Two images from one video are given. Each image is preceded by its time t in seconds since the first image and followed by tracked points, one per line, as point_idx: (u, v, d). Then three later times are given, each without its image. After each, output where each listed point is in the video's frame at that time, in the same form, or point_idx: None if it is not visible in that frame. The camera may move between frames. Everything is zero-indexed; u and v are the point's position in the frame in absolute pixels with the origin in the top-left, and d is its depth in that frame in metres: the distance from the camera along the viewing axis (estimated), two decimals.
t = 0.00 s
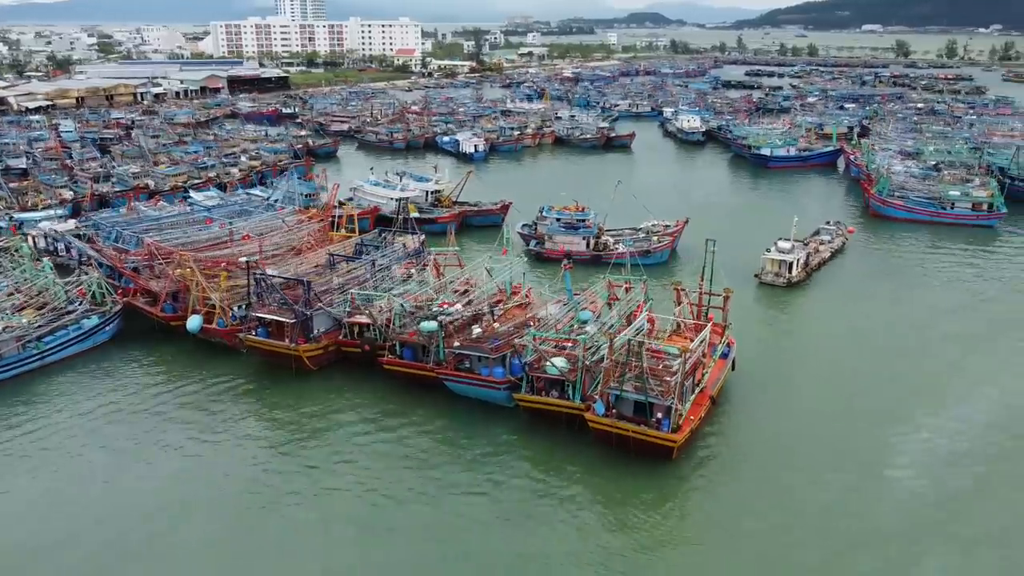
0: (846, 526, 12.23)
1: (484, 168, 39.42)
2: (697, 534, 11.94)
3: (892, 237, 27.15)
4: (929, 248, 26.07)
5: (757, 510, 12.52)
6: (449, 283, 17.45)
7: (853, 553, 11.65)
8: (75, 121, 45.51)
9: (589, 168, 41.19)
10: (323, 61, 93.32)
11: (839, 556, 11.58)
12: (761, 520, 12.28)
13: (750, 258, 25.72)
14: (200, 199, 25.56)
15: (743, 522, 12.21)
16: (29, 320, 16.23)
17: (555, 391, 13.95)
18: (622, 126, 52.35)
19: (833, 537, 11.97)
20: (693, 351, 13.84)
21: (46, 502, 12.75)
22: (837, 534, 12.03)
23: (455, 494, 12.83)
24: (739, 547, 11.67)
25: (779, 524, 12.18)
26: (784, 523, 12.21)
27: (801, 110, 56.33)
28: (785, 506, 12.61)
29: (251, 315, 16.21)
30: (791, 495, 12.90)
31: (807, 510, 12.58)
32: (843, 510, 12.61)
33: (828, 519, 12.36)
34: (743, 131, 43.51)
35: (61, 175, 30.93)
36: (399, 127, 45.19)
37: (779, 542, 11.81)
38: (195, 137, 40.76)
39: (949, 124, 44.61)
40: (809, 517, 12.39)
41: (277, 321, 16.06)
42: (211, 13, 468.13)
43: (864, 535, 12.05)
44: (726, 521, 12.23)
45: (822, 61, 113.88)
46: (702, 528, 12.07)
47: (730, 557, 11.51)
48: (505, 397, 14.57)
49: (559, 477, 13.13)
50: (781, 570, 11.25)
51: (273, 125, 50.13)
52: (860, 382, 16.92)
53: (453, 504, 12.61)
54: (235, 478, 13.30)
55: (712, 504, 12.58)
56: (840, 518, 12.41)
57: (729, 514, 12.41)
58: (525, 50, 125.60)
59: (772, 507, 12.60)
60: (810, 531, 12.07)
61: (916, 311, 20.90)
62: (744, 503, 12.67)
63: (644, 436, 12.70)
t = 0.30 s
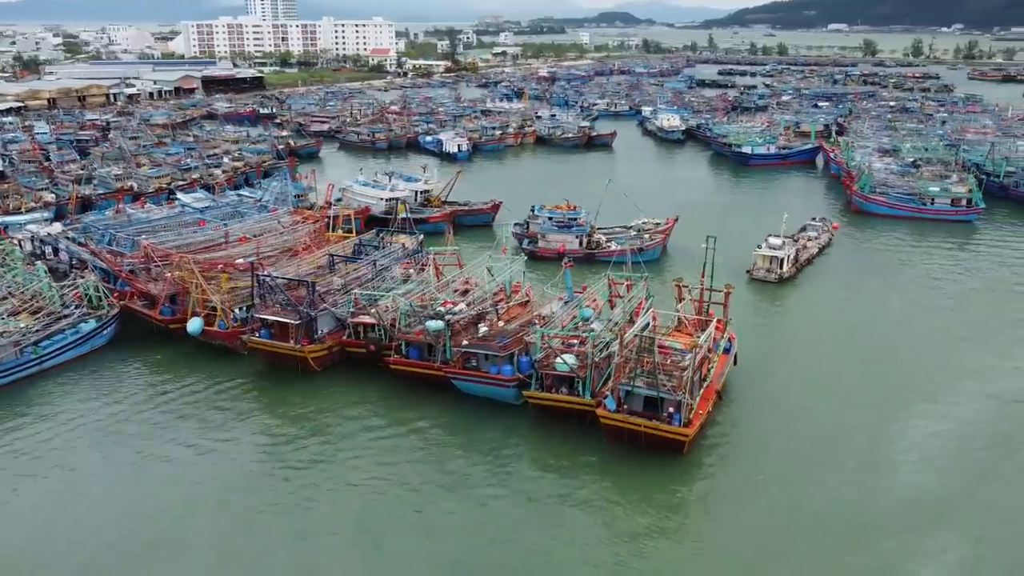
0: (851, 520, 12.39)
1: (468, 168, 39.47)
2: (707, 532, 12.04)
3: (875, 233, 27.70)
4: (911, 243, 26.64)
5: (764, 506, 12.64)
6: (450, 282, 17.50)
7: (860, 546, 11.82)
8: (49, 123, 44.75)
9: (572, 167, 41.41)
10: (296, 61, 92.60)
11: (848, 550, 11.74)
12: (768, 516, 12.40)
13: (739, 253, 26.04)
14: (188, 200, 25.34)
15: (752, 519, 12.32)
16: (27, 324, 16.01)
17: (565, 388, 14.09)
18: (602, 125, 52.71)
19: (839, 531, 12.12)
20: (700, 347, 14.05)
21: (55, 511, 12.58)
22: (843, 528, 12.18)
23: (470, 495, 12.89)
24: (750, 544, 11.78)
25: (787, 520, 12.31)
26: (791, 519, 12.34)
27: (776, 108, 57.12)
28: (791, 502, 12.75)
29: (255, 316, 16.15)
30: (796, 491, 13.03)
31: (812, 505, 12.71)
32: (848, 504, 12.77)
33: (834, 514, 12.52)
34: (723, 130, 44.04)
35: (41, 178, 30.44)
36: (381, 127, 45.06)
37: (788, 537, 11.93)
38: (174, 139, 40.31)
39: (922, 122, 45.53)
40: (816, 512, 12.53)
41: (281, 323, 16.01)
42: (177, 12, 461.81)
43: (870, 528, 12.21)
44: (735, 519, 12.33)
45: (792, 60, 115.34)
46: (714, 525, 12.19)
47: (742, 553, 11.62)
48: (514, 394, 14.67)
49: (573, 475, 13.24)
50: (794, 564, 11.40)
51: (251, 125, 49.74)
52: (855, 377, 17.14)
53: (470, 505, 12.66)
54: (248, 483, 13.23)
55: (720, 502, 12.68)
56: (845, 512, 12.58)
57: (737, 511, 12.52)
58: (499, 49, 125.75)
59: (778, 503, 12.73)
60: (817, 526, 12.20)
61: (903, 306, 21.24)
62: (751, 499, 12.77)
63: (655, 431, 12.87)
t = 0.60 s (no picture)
0: (852, 511, 12.48)
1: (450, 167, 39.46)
2: (711, 530, 12.07)
3: (856, 228, 28.25)
4: (892, 237, 27.20)
5: (764, 501, 12.69)
6: (452, 280, 17.55)
7: (861, 536, 11.90)
8: (19, 124, 43.85)
9: (552, 166, 41.56)
10: (267, 60, 91.66)
11: (850, 540, 11.83)
12: (770, 511, 12.45)
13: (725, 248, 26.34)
14: (175, 202, 25.06)
15: (753, 515, 12.38)
16: (24, 328, 15.79)
17: (573, 383, 14.24)
18: (580, 124, 52.99)
19: (839, 522, 12.20)
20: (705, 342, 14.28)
21: (64, 520, 12.43)
22: (846, 520, 12.28)
23: (485, 493, 12.95)
24: (754, 540, 11.81)
25: (788, 515, 12.36)
26: (792, 513, 12.39)
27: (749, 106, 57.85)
28: (791, 496, 12.81)
29: (258, 317, 16.08)
30: (795, 485, 13.09)
31: (811, 498, 12.78)
32: (847, 496, 12.84)
33: (833, 506, 12.60)
34: (701, 128, 44.54)
35: (19, 180, 29.89)
36: (360, 127, 44.84)
37: (796, 530, 12.01)
38: (151, 140, 39.76)
39: (894, 119, 46.41)
40: (816, 505, 12.61)
41: (285, 323, 15.95)
42: (138, 11, 454.16)
43: (870, 519, 12.29)
44: (737, 516, 12.35)
45: (761, 58, 116.76)
46: (717, 522, 12.23)
47: (748, 549, 11.65)
48: (522, 391, 14.78)
49: (585, 470, 13.37)
50: (800, 558, 11.46)
51: (227, 125, 49.20)
52: (844, 370, 17.33)
53: (484, 503, 12.72)
54: (259, 486, 13.16)
55: (722, 499, 12.71)
56: (844, 503, 12.66)
57: (739, 508, 12.54)
58: (470, 48, 125.73)
59: (778, 497, 12.78)
60: (817, 519, 12.27)
61: (886, 299, 21.55)
62: (751, 495, 12.81)
63: (667, 423, 13.08)
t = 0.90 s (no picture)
0: (852, 507, 12.53)
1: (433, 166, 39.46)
2: (715, 529, 12.07)
3: (839, 224, 28.78)
4: (876, 233, 27.73)
5: (763, 499, 12.71)
6: (452, 279, 17.62)
7: (862, 532, 11.96)
8: None
9: (533, 166, 41.59)
10: (238, 60, 90.68)
11: (852, 536, 11.88)
12: (771, 509, 12.47)
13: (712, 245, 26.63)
14: (161, 203, 24.79)
15: (755, 513, 12.40)
16: (20, 332, 15.57)
17: (580, 379, 14.40)
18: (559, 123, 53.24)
19: (839, 519, 12.25)
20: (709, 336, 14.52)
21: (73, 525, 12.27)
22: (848, 513, 12.40)
23: (497, 487, 13.07)
24: (757, 539, 11.83)
25: (789, 512, 12.39)
26: (792, 511, 12.43)
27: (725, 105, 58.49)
28: (790, 493, 12.84)
29: (261, 318, 16.04)
30: (797, 480, 13.18)
31: (810, 495, 12.83)
32: (845, 492, 12.91)
33: (832, 502, 12.66)
34: (680, 126, 45.02)
35: None
36: (340, 127, 44.64)
37: (800, 524, 12.12)
38: (128, 141, 39.22)
39: (867, 116, 47.24)
40: (815, 502, 12.66)
41: (288, 323, 15.92)
42: (101, 11, 446.67)
43: (869, 514, 12.36)
44: (738, 515, 12.36)
45: (731, 57, 118.07)
46: (720, 520, 12.24)
47: (752, 547, 11.67)
48: (529, 388, 14.90)
49: (595, 465, 13.51)
50: (803, 553, 11.52)
51: (204, 126, 48.68)
52: (833, 366, 17.47)
53: (498, 499, 12.80)
54: (269, 488, 13.11)
55: (722, 498, 12.72)
56: (842, 499, 12.72)
57: (741, 507, 12.56)
58: (442, 48, 125.75)
59: (778, 495, 12.81)
60: (817, 515, 12.31)
61: (871, 295, 21.81)
62: (750, 493, 12.84)
63: (676, 417, 13.29)
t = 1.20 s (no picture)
0: (852, 506, 12.59)
1: (414, 166, 39.38)
2: (719, 530, 12.09)
3: (821, 219, 29.28)
4: (859, 228, 28.21)
5: (765, 498, 12.73)
6: (454, 278, 17.67)
7: (863, 531, 12.03)
8: None
9: (512, 165, 41.53)
10: (207, 60, 89.56)
11: (854, 535, 11.93)
12: (773, 508, 12.50)
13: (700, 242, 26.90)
14: (147, 204, 24.48)
15: (757, 512, 12.42)
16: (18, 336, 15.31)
17: (588, 375, 14.57)
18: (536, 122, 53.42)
19: (840, 518, 12.32)
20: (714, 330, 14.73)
21: (85, 533, 12.10)
22: (850, 509, 12.52)
23: (510, 484, 13.16)
24: (760, 539, 11.85)
25: (789, 511, 12.43)
26: (793, 511, 12.45)
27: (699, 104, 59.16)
28: (790, 492, 12.88)
29: (264, 319, 15.97)
30: (800, 476, 13.29)
31: (809, 493, 12.88)
32: (844, 491, 12.97)
33: (832, 501, 12.71)
34: (658, 125, 45.43)
35: None
36: (318, 127, 44.36)
37: (804, 520, 12.23)
38: (103, 142, 38.61)
39: (840, 114, 48.10)
40: (815, 501, 12.70)
41: (292, 324, 15.86)
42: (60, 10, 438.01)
43: (870, 513, 12.43)
44: (740, 515, 12.37)
45: (700, 56, 119.23)
46: (723, 521, 12.27)
47: (755, 548, 11.66)
48: (537, 384, 15.03)
49: (608, 460, 13.63)
50: (807, 553, 11.57)
51: (179, 127, 48.07)
52: (824, 362, 17.59)
53: (515, 496, 12.85)
54: (283, 490, 13.03)
55: (724, 499, 12.74)
56: (842, 498, 12.78)
57: (744, 505, 12.61)
58: (412, 47, 125.36)
59: (779, 495, 12.83)
60: (818, 514, 12.36)
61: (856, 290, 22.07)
62: (751, 493, 12.86)
63: (687, 410, 13.47)
